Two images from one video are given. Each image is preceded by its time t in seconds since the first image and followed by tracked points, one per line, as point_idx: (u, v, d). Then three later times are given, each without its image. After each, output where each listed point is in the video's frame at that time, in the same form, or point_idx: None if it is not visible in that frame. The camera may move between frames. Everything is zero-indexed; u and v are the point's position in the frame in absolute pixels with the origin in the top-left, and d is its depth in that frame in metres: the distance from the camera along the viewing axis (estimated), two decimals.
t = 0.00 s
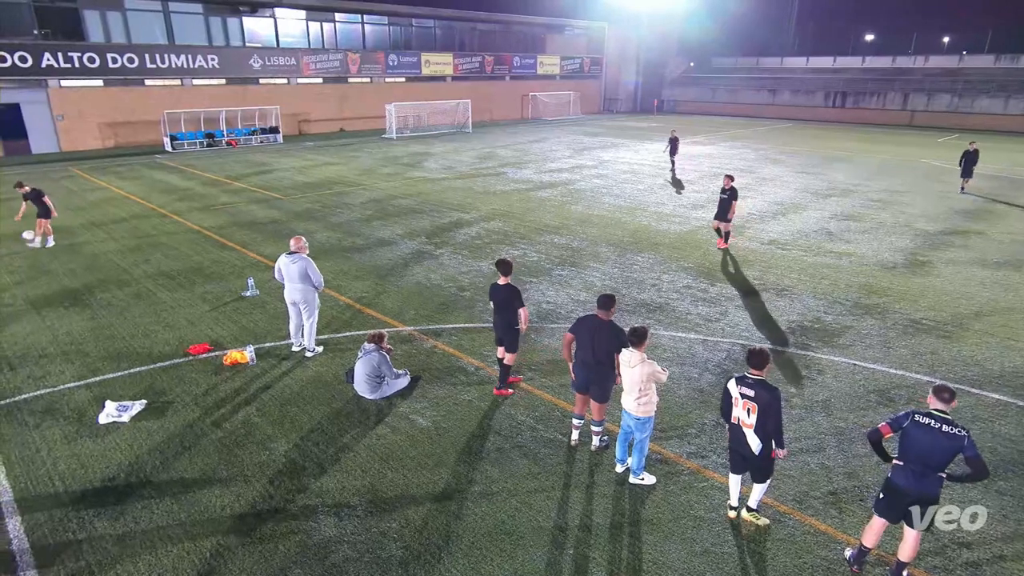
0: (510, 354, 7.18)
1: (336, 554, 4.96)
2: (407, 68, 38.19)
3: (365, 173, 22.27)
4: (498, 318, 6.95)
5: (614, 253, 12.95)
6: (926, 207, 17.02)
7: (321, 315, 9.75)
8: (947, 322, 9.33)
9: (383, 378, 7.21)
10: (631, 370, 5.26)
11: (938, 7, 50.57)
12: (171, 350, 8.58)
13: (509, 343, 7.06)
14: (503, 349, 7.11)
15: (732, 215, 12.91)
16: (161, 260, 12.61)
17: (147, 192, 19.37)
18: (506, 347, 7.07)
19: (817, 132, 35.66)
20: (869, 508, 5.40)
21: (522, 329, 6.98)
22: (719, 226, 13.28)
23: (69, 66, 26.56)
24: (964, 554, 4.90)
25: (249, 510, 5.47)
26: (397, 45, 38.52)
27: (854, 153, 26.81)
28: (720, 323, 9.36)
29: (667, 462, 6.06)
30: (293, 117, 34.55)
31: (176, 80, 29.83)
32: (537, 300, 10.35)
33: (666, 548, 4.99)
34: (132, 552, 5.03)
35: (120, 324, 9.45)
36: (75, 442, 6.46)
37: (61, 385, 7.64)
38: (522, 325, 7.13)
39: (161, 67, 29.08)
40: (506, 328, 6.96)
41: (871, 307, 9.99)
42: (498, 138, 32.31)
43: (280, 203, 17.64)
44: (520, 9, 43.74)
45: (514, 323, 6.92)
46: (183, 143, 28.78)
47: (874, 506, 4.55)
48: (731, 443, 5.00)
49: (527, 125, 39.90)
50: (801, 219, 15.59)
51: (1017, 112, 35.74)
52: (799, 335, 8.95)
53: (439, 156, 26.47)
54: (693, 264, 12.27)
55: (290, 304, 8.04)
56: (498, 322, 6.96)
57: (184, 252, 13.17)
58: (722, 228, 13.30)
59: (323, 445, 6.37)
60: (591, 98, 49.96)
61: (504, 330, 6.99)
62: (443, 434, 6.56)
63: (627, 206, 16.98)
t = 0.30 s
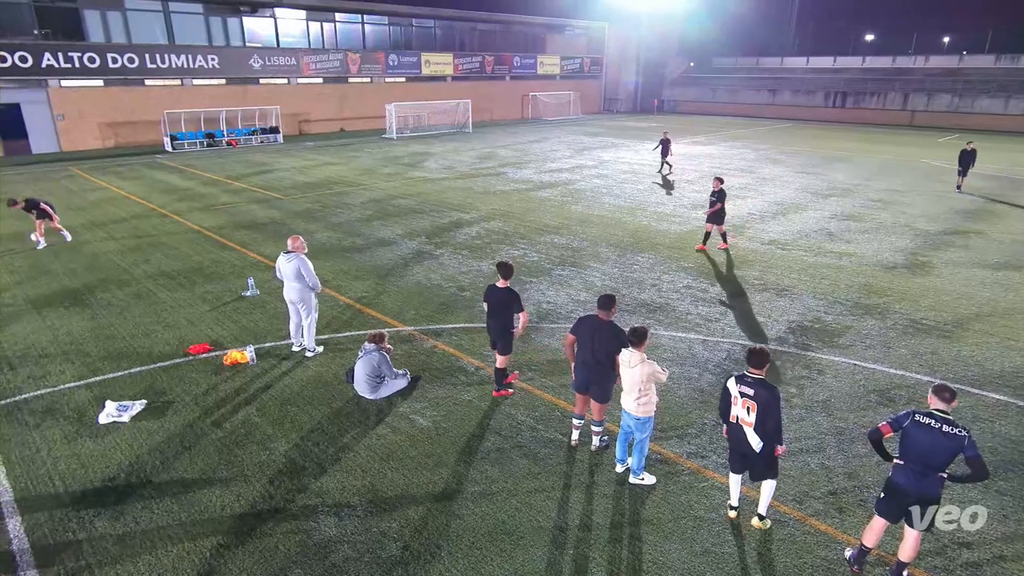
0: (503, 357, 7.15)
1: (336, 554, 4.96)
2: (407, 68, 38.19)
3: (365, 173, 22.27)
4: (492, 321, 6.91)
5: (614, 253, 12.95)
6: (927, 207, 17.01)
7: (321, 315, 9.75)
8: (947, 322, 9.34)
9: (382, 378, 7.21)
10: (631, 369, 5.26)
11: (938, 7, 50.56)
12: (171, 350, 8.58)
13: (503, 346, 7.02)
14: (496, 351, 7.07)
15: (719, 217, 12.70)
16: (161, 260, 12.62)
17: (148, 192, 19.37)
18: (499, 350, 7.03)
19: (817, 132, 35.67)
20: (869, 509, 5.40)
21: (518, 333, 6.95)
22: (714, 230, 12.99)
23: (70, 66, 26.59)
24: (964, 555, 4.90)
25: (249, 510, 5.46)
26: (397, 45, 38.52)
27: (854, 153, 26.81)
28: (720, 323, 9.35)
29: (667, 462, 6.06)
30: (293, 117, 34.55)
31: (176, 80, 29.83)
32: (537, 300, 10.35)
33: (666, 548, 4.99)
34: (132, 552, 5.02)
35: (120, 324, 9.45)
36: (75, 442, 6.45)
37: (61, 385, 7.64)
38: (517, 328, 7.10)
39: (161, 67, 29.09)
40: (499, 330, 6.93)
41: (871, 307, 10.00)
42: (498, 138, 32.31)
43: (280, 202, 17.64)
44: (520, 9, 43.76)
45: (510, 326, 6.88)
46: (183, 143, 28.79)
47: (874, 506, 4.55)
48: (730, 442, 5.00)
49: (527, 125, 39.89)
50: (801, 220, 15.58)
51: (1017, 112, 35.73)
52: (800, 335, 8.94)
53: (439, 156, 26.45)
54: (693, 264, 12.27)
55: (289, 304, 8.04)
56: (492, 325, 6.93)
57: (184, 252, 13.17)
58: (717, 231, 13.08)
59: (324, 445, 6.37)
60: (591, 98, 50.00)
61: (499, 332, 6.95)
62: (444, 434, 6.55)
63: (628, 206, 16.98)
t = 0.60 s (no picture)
0: (498, 357, 7.12)
1: (336, 554, 4.96)
2: (407, 68, 38.19)
3: (365, 173, 22.27)
4: (487, 321, 6.93)
5: (614, 253, 12.96)
6: (927, 207, 17.00)
7: (322, 315, 9.75)
8: (947, 322, 9.34)
9: (383, 378, 7.22)
10: (631, 368, 5.26)
11: (938, 7, 50.54)
12: (171, 350, 8.58)
13: (499, 346, 7.00)
14: (492, 352, 7.04)
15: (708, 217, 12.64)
16: (161, 260, 12.63)
17: (148, 192, 19.37)
18: (495, 350, 7.00)
19: (817, 132, 35.68)
20: (869, 509, 5.40)
21: (513, 333, 6.96)
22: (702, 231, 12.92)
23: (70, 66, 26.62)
24: (965, 555, 4.89)
25: (249, 510, 5.47)
26: (397, 45, 38.52)
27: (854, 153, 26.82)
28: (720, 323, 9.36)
29: (667, 461, 6.07)
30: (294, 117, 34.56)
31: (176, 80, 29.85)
32: (538, 300, 10.36)
33: (665, 548, 4.99)
34: (133, 552, 5.03)
35: (120, 324, 9.45)
36: (75, 442, 6.46)
37: (61, 385, 7.64)
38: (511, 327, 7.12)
39: (161, 67, 29.09)
40: (494, 330, 6.93)
41: (871, 307, 10.00)
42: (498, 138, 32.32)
43: (280, 202, 17.65)
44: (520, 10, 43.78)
45: (504, 326, 6.90)
46: (183, 143, 28.81)
47: (874, 506, 4.55)
48: (730, 441, 4.99)
49: (527, 125, 39.88)
50: (801, 220, 15.59)
51: (1017, 112, 35.73)
52: (800, 335, 8.94)
53: (439, 156, 26.44)
54: (693, 264, 12.28)
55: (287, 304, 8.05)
56: (488, 325, 6.93)
57: (184, 252, 13.18)
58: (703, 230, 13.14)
59: (324, 445, 6.37)
60: (591, 98, 50.04)
61: (494, 333, 6.95)
62: (444, 435, 6.56)
63: (628, 206, 16.99)
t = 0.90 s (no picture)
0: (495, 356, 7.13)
1: (336, 554, 4.96)
2: (407, 68, 38.19)
3: (365, 173, 22.26)
4: (482, 320, 6.94)
5: (615, 252, 12.97)
6: (927, 207, 17.00)
7: (322, 315, 9.75)
8: (947, 322, 9.34)
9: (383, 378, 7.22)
10: (631, 368, 5.26)
11: (938, 7, 50.53)
12: (171, 350, 8.58)
13: (495, 345, 7.03)
14: (489, 351, 7.05)
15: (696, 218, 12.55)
16: (161, 260, 12.64)
17: (148, 192, 19.37)
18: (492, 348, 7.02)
19: (817, 132, 35.68)
20: (869, 509, 5.40)
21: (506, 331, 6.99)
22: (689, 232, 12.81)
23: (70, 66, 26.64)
24: (965, 555, 4.89)
25: (250, 510, 5.46)
26: (397, 45, 38.53)
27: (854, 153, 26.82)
28: (719, 323, 9.36)
29: (667, 461, 6.07)
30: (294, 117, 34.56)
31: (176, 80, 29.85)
32: (538, 300, 10.36)
33: (666, 548, 4.99)
34: (132, 552, 5.03)
35: (120, 324, 9.45)
36: (75, 442, 6.46)
37: (61, 385, 7.63)
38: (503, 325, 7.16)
39: (162, 67, 29.08)
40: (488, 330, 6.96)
41: (870, 307, 10.00)
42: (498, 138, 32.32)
43: (280, 202, 17.65)
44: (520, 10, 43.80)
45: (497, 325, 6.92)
46: (183, 143, 28.81)
47: (873, 506, 4.55)
48: (731, 441, 4.99)
49: (527, 126, 39.88)
50: (801, 220, 15.59)
51: (1017, 112, 35.73)
52: (799, 335, 8.95)
53: (439, 156, 26.44)
54: (693, 264, 12.27)
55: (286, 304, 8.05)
56: (482, 324, 6.95)
57: (184, 252, 13.18)
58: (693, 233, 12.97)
59: (324, 445, 6.38)
60: (591, 98, 50.07)
61: (489, 332, 6.97)
62: (444, 435, 6.56)
63: (628, 206, 17.00)
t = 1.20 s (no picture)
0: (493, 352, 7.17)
1: (336, 554, 4.96)
2: (407, 68, 38.19)
3: (365, 173, 22.26)
4: (474, 317, 6.97)
5: (615, 253, 12.97)
6: (928, 207, 16.99)
7: (322, 315, 9.75)
8: (947, 322, 9.35)
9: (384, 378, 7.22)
10: (633, 368, 5.25)
11: (938, 7, 50.52)
12: (171, 350, 8.58)
13: (491, 340, 7.07)
14: (488, 348, 7.08)
15: (682, 218, 12.59)
16: (161, 260, 12.63)
17: (148, 192, 19.37)
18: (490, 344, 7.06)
19: (817, 132, 35.68)
20: (869, 508, 5.41)
21: (500, 326, 7.03)
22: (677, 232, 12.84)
23: (70, 66, 26.65)
24: (965, 555, 4.89)
25: (250, 510, 5.46)
26: (397, 45, 38.53)
27: (854, 153, 26.82)
28: (720, 324, 9.35)
29: (667, 462, 6.07)
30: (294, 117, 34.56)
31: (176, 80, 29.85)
32: (538, 300, 10.36)
33: (666, 548, 4.99)
34: (132, 552, 5.03)
35: (120, 324, 9.45)
36: (75, 442, 6.46)
37: (61, 385, 7.63)
38: (495, 321, 7.21)
39: (162, 67, 29.08)
40: (482, 325, 6.99)
41: (870, 307, 10.00)
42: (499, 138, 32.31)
43: (280, 202, 17.65)
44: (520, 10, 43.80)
45: (491, 320, 6.96)
46: (183, 143, 28.81)
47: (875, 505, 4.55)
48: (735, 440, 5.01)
49: (527, 125, 39.88)
50: (801, 220, 15.58)
51: (1017, 112, 35.74)
52: (799, 335, 8.95)
53: (439, 156, 26.42)
54: (692, 264, 12.28)
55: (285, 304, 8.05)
56: (476, 321, 6.98)
57: (185, 252, 13.18)
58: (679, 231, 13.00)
59: (324, 445, 6.38)
60: (591, 98, 50.09)
61: (483, 328, 7.01)
62: (444, 434, 6.56)
63: (628, 206, 17.00)
